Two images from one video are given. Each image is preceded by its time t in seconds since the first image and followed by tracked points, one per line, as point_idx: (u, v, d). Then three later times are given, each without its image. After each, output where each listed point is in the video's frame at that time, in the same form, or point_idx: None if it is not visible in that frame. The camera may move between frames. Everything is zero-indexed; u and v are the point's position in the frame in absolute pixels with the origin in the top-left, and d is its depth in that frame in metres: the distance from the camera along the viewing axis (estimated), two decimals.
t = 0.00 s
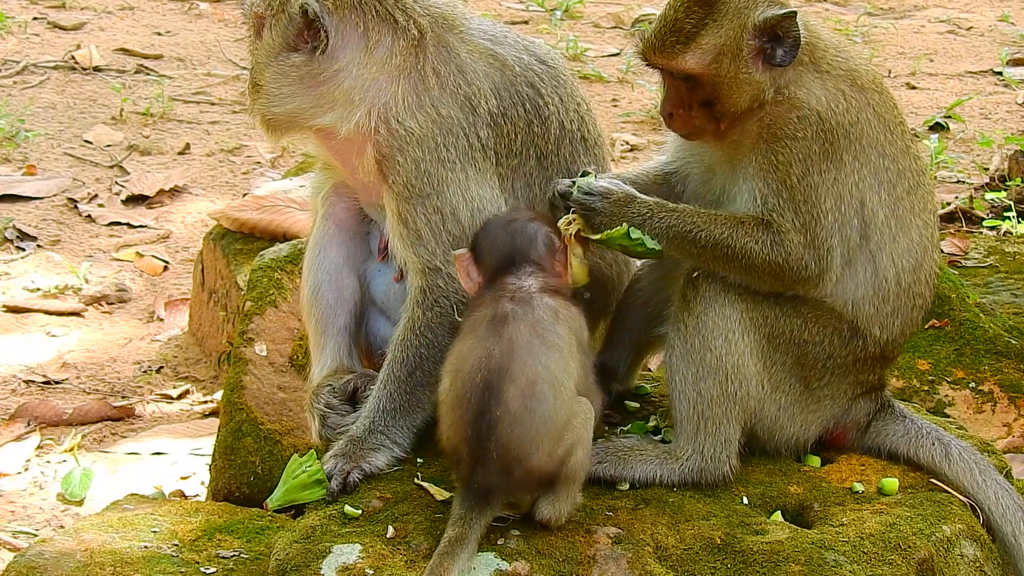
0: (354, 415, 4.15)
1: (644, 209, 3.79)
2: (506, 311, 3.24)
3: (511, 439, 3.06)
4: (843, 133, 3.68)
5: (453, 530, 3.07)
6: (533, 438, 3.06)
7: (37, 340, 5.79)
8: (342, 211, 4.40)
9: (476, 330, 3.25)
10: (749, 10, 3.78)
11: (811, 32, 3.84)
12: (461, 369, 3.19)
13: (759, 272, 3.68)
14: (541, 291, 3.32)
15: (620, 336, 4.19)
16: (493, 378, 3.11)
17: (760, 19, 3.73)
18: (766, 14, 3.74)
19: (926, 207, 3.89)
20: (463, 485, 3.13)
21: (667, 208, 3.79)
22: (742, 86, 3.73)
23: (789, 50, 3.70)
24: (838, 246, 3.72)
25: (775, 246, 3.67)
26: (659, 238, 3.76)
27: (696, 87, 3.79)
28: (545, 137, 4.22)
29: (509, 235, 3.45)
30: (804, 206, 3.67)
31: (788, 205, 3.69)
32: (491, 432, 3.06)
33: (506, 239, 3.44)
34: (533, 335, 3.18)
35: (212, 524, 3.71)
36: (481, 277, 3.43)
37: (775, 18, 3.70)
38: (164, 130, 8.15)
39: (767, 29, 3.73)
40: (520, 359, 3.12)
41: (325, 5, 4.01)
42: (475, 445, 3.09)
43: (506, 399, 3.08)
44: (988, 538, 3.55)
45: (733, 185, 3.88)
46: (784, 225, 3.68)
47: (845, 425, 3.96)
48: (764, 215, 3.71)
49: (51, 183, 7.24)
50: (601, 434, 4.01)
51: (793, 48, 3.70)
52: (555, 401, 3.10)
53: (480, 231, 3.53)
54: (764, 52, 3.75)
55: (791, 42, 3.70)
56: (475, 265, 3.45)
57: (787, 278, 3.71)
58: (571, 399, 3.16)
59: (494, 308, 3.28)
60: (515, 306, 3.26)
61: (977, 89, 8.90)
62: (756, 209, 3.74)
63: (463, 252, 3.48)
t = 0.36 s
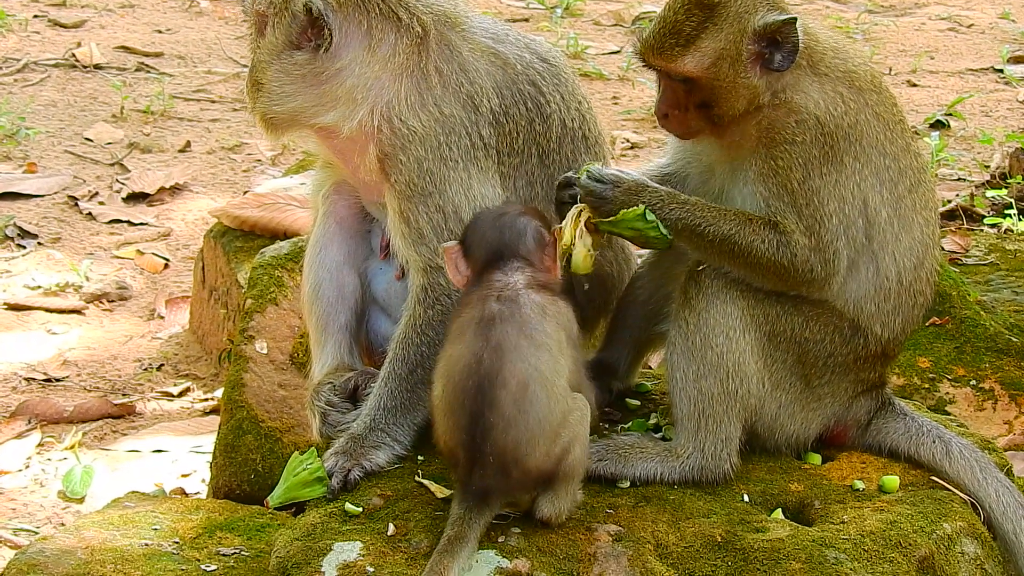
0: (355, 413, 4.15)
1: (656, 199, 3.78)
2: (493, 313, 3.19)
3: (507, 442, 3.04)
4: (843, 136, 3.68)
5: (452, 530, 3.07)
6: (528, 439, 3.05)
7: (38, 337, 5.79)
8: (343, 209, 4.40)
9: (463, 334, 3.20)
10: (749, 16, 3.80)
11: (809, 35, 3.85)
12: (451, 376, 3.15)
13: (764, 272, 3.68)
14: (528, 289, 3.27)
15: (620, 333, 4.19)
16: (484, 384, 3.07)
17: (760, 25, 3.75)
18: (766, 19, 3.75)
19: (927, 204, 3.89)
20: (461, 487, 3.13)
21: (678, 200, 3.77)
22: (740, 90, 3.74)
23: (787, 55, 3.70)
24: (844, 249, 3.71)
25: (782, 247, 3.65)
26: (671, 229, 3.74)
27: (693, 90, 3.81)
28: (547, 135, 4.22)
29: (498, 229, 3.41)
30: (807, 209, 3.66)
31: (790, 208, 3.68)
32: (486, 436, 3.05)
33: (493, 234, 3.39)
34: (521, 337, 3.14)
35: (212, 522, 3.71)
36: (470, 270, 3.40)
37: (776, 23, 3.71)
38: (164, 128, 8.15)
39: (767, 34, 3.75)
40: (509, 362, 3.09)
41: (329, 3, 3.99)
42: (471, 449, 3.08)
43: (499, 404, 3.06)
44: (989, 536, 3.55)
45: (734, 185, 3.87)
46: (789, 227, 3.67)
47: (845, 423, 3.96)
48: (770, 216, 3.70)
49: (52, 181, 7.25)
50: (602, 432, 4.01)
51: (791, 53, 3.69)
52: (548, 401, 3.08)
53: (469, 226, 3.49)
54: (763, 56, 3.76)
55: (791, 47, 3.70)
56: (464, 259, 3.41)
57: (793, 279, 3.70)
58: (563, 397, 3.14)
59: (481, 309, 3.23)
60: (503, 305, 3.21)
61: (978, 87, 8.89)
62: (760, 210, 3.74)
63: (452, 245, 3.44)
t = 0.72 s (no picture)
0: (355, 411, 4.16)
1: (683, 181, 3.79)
2: (484, 314, 3.15)
3: (503, 443, 3.05)
4: (836, 137, 3.68)
5: (452, 527, 3.08)
6: (525, 439, 3.06)
7: (39, 336, 5.80)
8: (343, 207, 4.40)
9: (455, 335, 3.16)
10: (733, 15, 3.79)
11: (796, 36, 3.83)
12: (444, 376, 3.13)
13: (773, 275, 3.68)
14: (518, 288, 3.22)
15: (620, 331, 4.20)
16: (477, 387, 3.05)
17: (742, 25, 3.73)
18: (749, 20, 3.74)
19: (927, 201, 3.89)
20: (459, 485, 3.14)
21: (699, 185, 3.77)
22: (719, 88, 3.77)
23: (766, 61, 3.70)
24: (857, 251, 3.71)
25: (793, 251, 3.65)
26: (688, 215, 3.75)
27: (668, 81, 3.83)
28: (547, 133, 4.23)
29: (494, 224, 3.36)
30: (814, 215, 3.67)
31: (795, 212, 3.68)
32: (482, 438, 3.04)
33: (488, 229, 3.35)
34: (513, 338, 3.10)
35: (213, 519, 3.72)
36: (462, 261, 3.38)
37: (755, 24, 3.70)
38: (165, 126, 8.15)
39: (748, 35, 3.73)
40: (501, 365, 3.06)
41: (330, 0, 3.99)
42: (467, 450, 3.08)
43: (492, 407, 3.04)
44: (989, 533, 3.55)
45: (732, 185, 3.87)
46: (799, 231, 3.66)
47: (845, 421, 3.97)
48: (779, 214, 3.70)
49: (53, 180, 7.25)
50: (602, 430, 4.01)
51: (770, 59, 3.70)
52: (542, 401, 3.08)
53: (462, 217, 3.45)
54: (742, 58, 3.76)
55: (769, 53, 3.71)
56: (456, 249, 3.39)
57: (802, 283, 3.70)
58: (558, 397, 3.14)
59: (472, 308, 3.19)
60: (494, 305, 3.17)
61: (978, 85, 8.88)
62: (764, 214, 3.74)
63: (445, 233, 3.41)
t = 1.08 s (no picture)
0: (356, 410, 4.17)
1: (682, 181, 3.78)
2: (483, 316, 3.14)
3: (503, 444, 3.05)
4: (828, 134, 3.69)
5: (452, 527, 3.09)
6: (525, 440, 3.06)
7: (40, 335, 5.81)
8: (344, 207, 4.41)
9: (454, 336, 3.16)
10: (724, 33, 3.79)
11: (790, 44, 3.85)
12: (443, 378, 3.13)
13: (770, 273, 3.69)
14: (517, 288, 3.22)
15: (620, 331, 4.20)
16: (477, 389, 3.05)
17: (733, 42, 3.73)
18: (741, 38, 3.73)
19: (925, 198, 3.90)
20: (459, 486, 3.15)
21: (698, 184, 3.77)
22: (709, 103, 3.77)
23: (754, 79, 3.71)
24: (852, 248, 3.71)
25: (789, 248, 3.66)
26: (687, 210, 3.74)
27: (658, 95, 3.83)
28: (547, 133, 4.23)
29: (496, 224, 3.37)
30: (809, 212, 3.67)
31: (792, 210, 3.69)
32: (482, 440, 3.05)
33: (489, 229, 3.36)
34: (511, 339, 3.10)
35: (214, 519, 3.73)
36: (462, 260, 3.38)
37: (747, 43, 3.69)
38: (166, 126, 8.16)
39: (739, 53, 3.73)
40: (501, 366, 3.06)
41: (331, 2, 4.00)
42: (467, 451, 3.09)
43: (492, 408, 3.04)
44: (988, 533, 3.56)
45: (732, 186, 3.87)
46: (794, 227, 3.67)
47: (845, 420, 3.97)
48: (774, 211, 3.70)
49: (54, 180, 7.26)
50: (601, 430, 4.02)
51: (759, 76, 3.70)
52: (541, 402, 3.08)
53: (462, 216, 3.46)
54: (731, 76, 3.75)
55: (758, 71, 3.70)
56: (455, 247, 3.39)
57: (799, 280, 3.70)
58: (558, 398, 3.15)
59: (470, 310, 3.18)
60: (493, 305, 3.16)
61: (977, 85, 8.88)
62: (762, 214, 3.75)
63: (445, 231, 3.42)
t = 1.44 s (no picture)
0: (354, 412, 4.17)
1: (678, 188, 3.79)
2: (477, 319, 3.14)
3: (500, 446, 3.06)
4: (824, 136, 3.69)
5: (449, 529, 3.10)
6: (522, 442, 3.07)
7: (40, 338, 5.82)
8: (342, 208, 4.41)
9: (448, 339, 3.17)
10: (715, 41, 3.80)
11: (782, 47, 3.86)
12: (439, 381, 3.14)
13: (768, 274, 3.69)
14: (512, 289, 3.22)
15: (619, 333, 4.21)
16: (473, 392, 3.06)
17: (725, 50, 3.74)
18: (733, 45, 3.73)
19: (922, 198, 3.91)
20: (456, 488, 3.16)
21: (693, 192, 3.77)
22: (704, 112, 3.77)
23: (750, 85, 3.70)
24: (850, 249, 3.71)
25: (786, 250, 3.66)
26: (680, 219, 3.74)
27: (653, 109, 3.84)
28: (546, 135, 4.24)
29: (492, 225, 3.38)
30: (806, 213, 3.67)
31: (789, 212, 3.69)
32: (478, 443, 3.06)
33: (484, 232, 3.37)
34: (506, 341, 3.10)
35: (213, 521, 3.73)
36: (458, 263, 3.39)
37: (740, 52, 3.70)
38: (166, 129, 8.17)
39: (731, 60, 3.73)
40: (496, 369, 3.07)
41: (329, 5, 4.01)
42: (464, 454, 3.10)
43: (487, 411, 3.05)
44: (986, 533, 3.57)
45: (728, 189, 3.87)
46: (791, 228, 3.67)
47: (842, 422, 3.98)
48: (771, 215, 3.70)
49: (54, 183, 7.27)
50: (600, 431, 4.03)
51: (754, 81, 3.70)
52: (536, 403, 3.09)
53: (457, 219, 3.47)
54: (726, 84, 3.75)
55: (753, 76, 3.70)
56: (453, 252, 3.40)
57: (797, 281, 3.70)
58: (555, 399, 3.16)
59: (465, 313, 3.18)
60: (488, 308, 3.17)
61: (977, 87, 8.89)
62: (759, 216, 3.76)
63: (442, 236, 3.44)
